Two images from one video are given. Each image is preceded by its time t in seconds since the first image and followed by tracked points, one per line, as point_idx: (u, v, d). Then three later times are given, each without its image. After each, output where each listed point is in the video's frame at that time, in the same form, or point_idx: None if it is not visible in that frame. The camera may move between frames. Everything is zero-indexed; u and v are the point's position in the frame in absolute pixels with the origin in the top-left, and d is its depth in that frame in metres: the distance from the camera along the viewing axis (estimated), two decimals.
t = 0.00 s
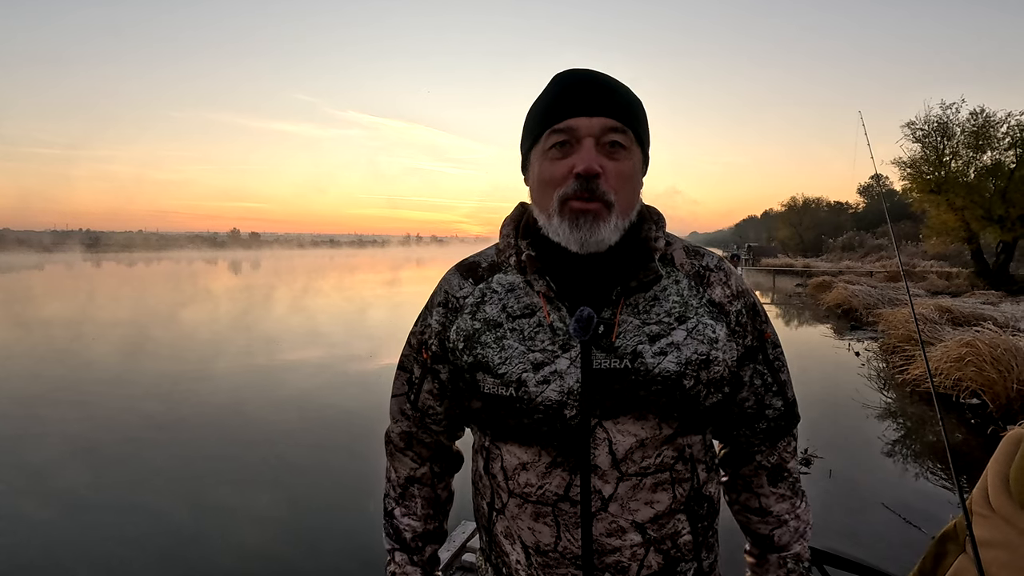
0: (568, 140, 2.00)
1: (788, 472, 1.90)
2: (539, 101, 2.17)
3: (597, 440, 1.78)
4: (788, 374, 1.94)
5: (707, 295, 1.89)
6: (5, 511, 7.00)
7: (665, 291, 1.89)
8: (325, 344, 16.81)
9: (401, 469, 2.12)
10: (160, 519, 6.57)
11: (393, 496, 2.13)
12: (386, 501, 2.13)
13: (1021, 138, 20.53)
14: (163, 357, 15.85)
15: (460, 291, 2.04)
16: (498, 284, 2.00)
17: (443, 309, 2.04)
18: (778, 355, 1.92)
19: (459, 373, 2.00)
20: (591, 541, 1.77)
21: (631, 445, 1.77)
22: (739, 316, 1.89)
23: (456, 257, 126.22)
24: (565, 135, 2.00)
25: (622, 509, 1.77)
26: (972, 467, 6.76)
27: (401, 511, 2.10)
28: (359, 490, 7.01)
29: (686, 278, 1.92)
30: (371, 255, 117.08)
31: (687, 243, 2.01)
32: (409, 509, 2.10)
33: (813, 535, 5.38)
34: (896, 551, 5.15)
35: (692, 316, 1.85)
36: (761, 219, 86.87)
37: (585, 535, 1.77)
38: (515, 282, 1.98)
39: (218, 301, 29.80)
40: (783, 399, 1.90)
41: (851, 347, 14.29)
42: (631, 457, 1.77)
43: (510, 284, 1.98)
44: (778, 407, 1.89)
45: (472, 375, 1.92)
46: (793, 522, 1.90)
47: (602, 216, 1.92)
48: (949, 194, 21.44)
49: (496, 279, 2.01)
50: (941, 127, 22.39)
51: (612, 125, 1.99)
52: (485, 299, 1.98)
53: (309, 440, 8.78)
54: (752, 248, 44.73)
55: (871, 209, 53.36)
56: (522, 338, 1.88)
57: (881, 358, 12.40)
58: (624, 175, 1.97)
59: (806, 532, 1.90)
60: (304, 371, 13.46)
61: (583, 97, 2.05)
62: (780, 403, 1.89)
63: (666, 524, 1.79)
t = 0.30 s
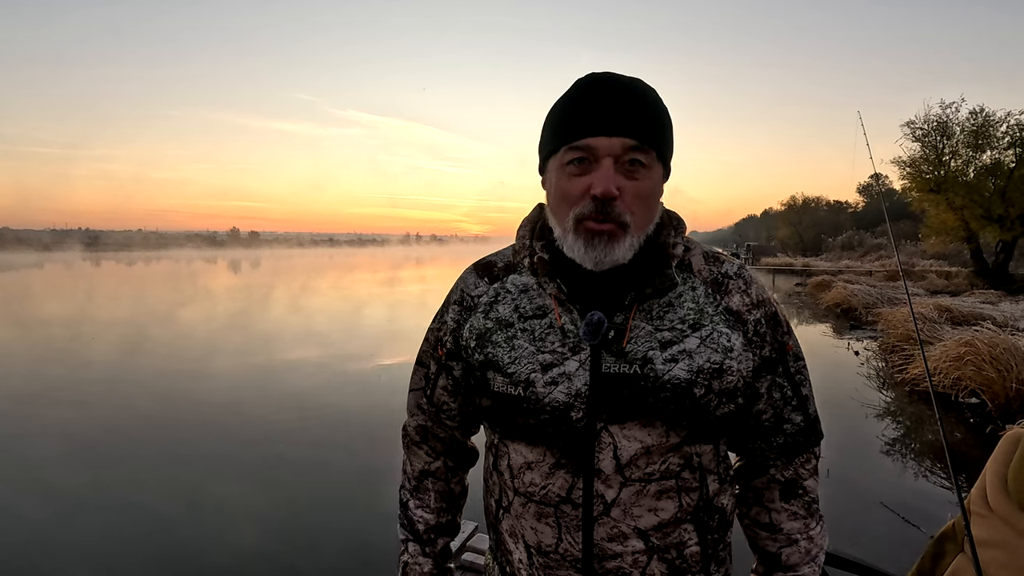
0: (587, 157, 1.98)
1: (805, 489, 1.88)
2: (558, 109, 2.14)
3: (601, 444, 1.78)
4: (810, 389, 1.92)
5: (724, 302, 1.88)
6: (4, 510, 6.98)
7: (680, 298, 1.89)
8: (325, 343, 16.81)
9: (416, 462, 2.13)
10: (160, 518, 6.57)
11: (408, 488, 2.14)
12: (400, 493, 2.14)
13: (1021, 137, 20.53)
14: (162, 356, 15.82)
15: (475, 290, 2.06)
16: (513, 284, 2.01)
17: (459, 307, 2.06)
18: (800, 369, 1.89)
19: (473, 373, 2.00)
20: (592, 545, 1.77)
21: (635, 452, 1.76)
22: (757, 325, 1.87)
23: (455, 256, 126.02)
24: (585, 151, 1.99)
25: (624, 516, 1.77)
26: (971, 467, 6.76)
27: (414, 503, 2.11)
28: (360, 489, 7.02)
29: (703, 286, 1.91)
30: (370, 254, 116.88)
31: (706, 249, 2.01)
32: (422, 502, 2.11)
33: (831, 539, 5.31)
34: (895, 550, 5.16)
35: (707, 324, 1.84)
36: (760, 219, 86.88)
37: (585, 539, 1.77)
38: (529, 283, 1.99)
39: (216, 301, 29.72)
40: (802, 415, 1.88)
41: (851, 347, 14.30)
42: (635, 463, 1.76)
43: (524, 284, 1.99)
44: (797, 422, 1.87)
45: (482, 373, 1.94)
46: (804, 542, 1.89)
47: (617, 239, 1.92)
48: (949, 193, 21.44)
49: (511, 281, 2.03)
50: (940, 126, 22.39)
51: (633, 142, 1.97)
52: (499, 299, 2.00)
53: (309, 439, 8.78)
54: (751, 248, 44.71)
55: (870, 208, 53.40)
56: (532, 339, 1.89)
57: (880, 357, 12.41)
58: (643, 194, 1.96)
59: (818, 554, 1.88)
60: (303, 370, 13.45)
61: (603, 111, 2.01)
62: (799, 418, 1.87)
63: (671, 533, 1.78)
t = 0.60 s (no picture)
0: (601, 152, 1.99)
1: (809, 502, 1.87)
2: (571, 109, 2.16)
3: (596, 442, 1.78)
4: (815, 400, 1.89)
5: (727, 307, 1.87)
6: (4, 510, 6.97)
7: (682, 301, 1.88)
8: (325, 343, 16.81)
9: (420, 452, 2.15)
10: (160, 517, 6.57)
11: (413, 475, 2.16)
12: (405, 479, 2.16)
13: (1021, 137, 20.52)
14: (162, 355, 15.80)
15: (483, 286, 2.08)
16: (518, 282, 2.02)
17: (466, 302, 2.08)
18: (805, 378, 1.86)
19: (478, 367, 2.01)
20: (583, 541, 1.78)
21: (630, 451, 1.76)
22: (760, 332, 1.84)
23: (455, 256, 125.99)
24: (599, 146, 1.99)
25: (617, 513, 1.77)
26: (972, 467, 6.77)
27: (417, 490, 2.13)
28: (360, 489, 7.00)
29: (706, 290, 1.90)
30: (370, 254, 116.87)
31: (713, 254, 1.99)
32: (425, 491, 2.11)
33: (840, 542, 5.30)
34: (895, 549, 5.18)
35: (707, 328, 1.83)
36: (761, 219, 86.89)
37: (577, 535, 1.78)
38: (534, 281, 2.00)
39: (216, 301, 29.71)
40: (806, 425, 1.85)
41: (851, 347, 14.29)
42: (629, 462, 1.76)
43: (530, 282, 2.00)
44: (800, 432, 1.85)
45: (485, 368, 1.95)
46: (811, 556, 1.86)
47: (631, 230, 1.92)
48: (949, 193, 21.44)
49: (517, 277, 2.04)
50: (941, 126, 22.37)
51: (645, 139, 1.98)
52: (504, 295, 2.01)
53: (309, 438, 8.78)
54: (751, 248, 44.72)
55: (870, 209, 53.46)
56: (534, 336, 1.89)
57: (881, 357, 12.41)
58: (656, 189, 1.96)
59: (825, 567, 1.86)
60: (303, 370, 13.45)
61: (615, 110, 2.03)
62: (803, 428, 1.85)
63: (664, 534, 1.77)
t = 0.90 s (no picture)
0: (592, 149, 1.98)
1: (785, 486, 1.87)
2: (560, 109, 2.13)
3: (584, 430, 1.77)
4: (790, 388, 1.91)
5: (706, 300, 1.88)
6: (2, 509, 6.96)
7: (664, 294, 1.88)
8: (325, 343, 16.80)
9: (413, 448, 2.12)
10: (159, 516, 6.55)
11: (405, 471, 2.13)
12: (397, 475, 2.13)
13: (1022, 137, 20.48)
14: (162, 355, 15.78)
15: (473, 282, 2.06)
16: (509, 277, 2.01)
17: (457, 299, 2.06)
18: (780, 367, 1.88)
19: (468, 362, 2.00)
20: (571, 527, 1.77)
21: (616, 438, 1.76)
22: (738, 323, 1.86)
23: (455, 255, 126.01)
24: (589, 142, 1.98)
25: (603, 499, 1.76)
26: (973, 467, 6.75)
27: (409, 486, 2.10)
28: (359, 488, 6.98)
29: (687, 283, 1.91)
30: (370, 255, 116.83)
31: (693, 250, 2.00)
32: (418, 486, 2.09)
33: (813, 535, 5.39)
34: (896, 550, 5.17)
35: (689, 319, 1.84)
36: (762, 218, 86.82)
37: (565, 520, 1.77)
38: (524, 277, 1.99)
39: (216, 300, 29.67)
40: (782, 412, 1.87)
41: (852, 347, 14.27)
42: (616, 449, 1.76)
43: (519, 278, 1.99)
44: (777, 419, 1.86)
45: (476, 361, 1.94)
46: (787, 537, 1.86)
47: (622, 224, 1.93)
48: (950, 193, 21.41)
49: (507, 273, 2.02)
50: (942, 126, 22.33)
51: (632, 135, 1.98)
52: (494, 290, 1.99)
53: (309, 438, 8.76)
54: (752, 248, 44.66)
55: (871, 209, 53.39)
56: (524, 329, 1.88)
57: (882, 357, 12.39)
58: (644, 184, 1.98)
59: (801, 548, 1.85)
60: (303, 370, 13.43)
61: (604, 105, 2.02)
62: (779, 415, 1.87)
63: (649, 519, 1.77)
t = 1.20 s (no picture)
0: (552, 160, 1.98)
1: (749, 473, 1.87)
2: (524, 126, 2.15)
3: (557, 428, 1.77)
4: (752, 382, 1.91)
5: (670, 301, 1.88)
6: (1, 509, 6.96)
7: (630, 296, 1.88)
8: (326, 343, 16.82)
9: (395, 449, 2.12)
10: (158, 516, 6.55)
11: (387, 471, 2.12)
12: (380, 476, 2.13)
13: None
14: (164, 356, 15.81)
15: (451, 290, 2.05)
16: (485, 283, 2.00)
17: (435, 306, 2.04)
18: (743, 362, 1.89)
19: (446, 367, 1.99)
20: (546, 519, 1.77)
21: (587, 434, 1.76)
22: (700, 322, 1.87)
23: (456, 255, 126.01)
24: (550, 155, 1.99)
25: (576, 492, 1.75)
26: (974, 468, 6.74)
27: (391, 485, 2.10)
28: (355, 489, 6.96)
29: (651, 286, 1.91)
30: (372, 255, 117.02)
31: (657, 253, 2.00)
32: (399, 486, 2.09)
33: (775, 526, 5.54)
34: (898, 551, 5.15)
35: (654, 319, 1.84)
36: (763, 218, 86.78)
37: (540, 512, 1.77)
38: (499, 284, 1.98)
39: (218, 301, 29.71)
40: (745, 404, 1.87)
41: (853, 348, 14.24)
42: (587, 445, 1.75)
43: (495, 285, 1.98)
44: (739, 411, 1.87)
45: (455, 365, 1.93)
46: (750, 522, 1.86)
47: (582, 232, 1.91)
48: (952, 194, 21.38)
49: (484, 280, 2.02)
50: (944, 127, 22.29)
51: (591, 147, 1.99)
52: (470, 297, 1.99)
53: (308, 437, 8.76)
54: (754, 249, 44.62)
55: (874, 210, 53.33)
56: (499, 334, 1.88)
57: (884, 358, 12.37)
58: (605, 194, 1.96)
59: (763, 532, 1.86)
60: (304, 370, 13.43)
61: (566, 120, 2.03)
62: (742, 407, 1.87)
63: (620, 511, 1.77)
